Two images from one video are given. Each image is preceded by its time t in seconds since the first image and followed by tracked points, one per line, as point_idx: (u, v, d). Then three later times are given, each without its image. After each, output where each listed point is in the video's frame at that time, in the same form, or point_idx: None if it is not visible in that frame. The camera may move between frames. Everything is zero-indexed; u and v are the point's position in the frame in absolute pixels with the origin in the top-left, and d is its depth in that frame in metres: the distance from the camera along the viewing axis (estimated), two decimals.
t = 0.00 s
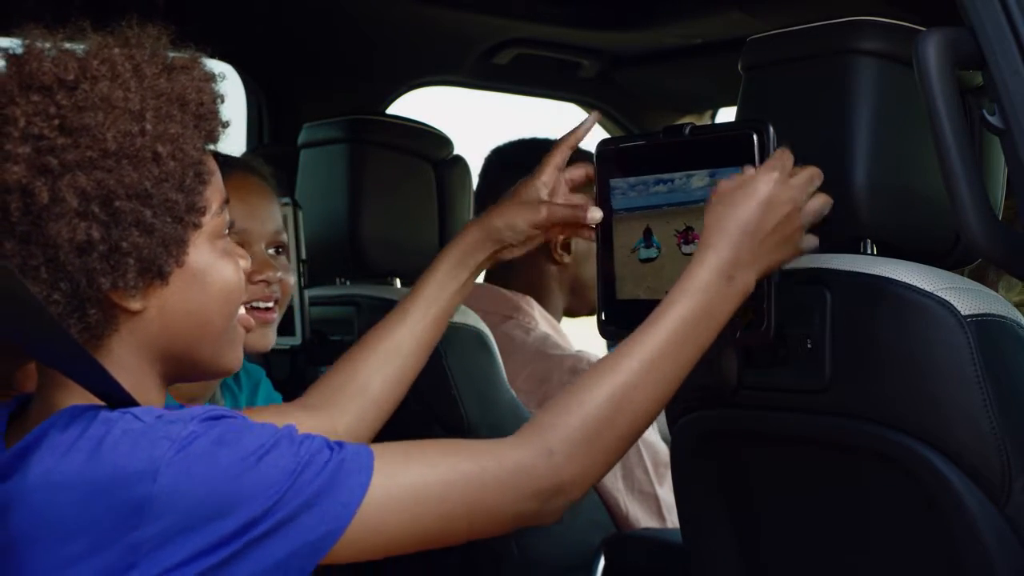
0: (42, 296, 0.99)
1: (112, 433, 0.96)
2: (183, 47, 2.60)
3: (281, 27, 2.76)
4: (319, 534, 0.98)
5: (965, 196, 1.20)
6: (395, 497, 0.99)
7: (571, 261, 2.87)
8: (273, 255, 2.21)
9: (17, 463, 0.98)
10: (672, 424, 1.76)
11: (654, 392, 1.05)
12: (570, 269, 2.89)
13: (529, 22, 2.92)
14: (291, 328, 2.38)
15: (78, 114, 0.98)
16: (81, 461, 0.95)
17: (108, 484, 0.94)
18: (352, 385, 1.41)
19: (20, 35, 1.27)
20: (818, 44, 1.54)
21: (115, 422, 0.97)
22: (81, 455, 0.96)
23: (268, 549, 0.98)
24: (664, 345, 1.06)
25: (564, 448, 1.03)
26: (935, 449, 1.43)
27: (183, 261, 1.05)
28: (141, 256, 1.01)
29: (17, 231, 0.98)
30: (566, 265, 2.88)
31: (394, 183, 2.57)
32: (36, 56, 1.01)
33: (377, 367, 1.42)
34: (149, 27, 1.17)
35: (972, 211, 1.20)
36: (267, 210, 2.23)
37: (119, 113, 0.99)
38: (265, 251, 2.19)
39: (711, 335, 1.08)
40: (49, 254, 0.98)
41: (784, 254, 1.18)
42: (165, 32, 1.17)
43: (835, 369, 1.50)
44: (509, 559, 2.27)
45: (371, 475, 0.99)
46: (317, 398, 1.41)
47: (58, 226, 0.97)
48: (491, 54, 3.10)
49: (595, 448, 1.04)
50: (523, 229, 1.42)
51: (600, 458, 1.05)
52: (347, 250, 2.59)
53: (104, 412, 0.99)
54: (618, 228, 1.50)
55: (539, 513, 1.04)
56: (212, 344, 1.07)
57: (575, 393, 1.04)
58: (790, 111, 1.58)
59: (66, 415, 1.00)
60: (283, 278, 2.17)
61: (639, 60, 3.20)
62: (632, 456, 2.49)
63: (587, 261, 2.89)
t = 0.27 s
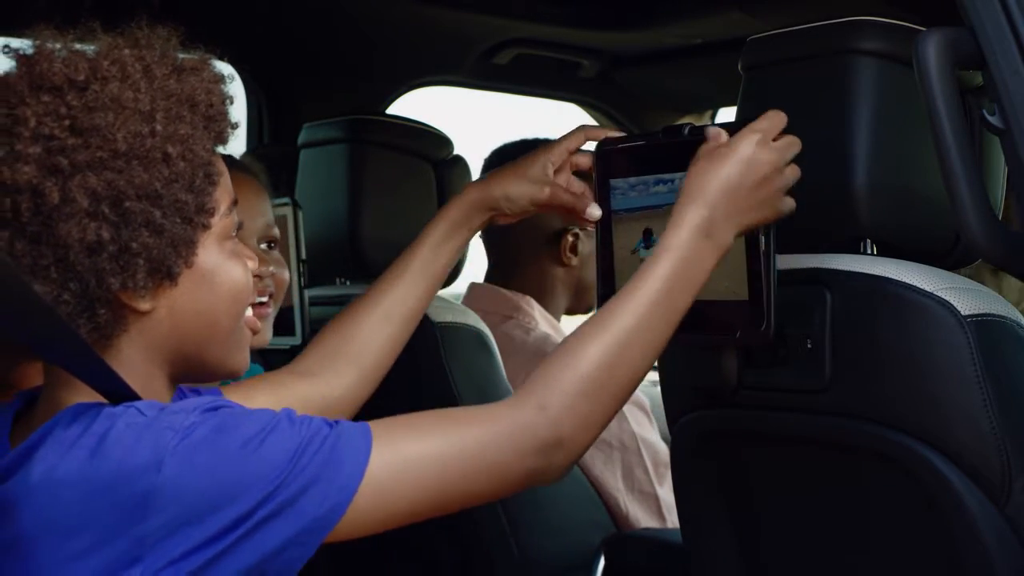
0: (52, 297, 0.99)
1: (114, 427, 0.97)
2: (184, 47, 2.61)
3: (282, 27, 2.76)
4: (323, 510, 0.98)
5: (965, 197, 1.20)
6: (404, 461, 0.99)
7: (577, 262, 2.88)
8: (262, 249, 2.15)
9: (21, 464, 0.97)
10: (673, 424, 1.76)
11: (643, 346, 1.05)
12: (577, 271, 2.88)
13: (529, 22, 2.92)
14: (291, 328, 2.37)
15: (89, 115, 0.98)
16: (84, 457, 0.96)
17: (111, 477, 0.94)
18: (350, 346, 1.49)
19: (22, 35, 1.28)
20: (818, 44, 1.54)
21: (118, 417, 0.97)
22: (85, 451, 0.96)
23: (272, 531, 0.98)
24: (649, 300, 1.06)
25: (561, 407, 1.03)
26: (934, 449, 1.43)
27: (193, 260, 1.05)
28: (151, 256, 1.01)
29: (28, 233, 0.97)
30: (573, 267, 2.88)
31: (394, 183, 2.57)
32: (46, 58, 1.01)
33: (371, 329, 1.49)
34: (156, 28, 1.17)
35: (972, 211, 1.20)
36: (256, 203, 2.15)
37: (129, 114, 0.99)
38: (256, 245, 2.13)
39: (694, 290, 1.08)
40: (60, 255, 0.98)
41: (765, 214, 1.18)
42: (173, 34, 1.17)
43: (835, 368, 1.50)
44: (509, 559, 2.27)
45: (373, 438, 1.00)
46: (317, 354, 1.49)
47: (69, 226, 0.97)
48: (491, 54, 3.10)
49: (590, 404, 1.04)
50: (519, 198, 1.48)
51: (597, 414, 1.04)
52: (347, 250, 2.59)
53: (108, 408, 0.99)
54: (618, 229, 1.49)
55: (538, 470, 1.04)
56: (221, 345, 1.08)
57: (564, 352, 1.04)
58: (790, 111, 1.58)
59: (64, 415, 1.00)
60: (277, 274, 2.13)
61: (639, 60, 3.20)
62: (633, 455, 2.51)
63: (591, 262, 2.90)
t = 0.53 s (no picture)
0: (53, 294, 0.99)
1: (114, 428, 0.97)
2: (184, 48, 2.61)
3: (282, 27, 2.76)
4: (324, 513, 0.97)
5: (965, 196, 1.20)
6: (406, 463, 0.99)
7: (579, 262, 2.89)
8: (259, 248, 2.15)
9: (22, 465, 0.98)
10: (673, 424, 1.76)
11: (638, 350, 1.05)
12: (577, 271, 2.89)
13: (528, 22, 2.92)
14: (291, 328, 2.35)
15: (93, 113, 0.98)
16: (84, 457, 0.96)
17: (111, 478, 0.95)
18: (360, 350, 1.47)
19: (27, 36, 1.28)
20: (817, 43, 1.54)
21: (120, 418, 0.98)
22: (87, 452, 0.96)
23: (273, 534, 0.97)
24: (639, 305, 1.06)
25: (559, 414, 1.03)
26: (934, 449, 1.43)
27: (195, 261, 1.05)
28: (153, 255, 1.01)
29: (29, 228, 0.98)
30: (574, 266, 2.89)
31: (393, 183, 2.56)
32: (51, 56, 1.01)
33: (383, 333, 1.47)
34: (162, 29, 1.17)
35: (972, 211, 1.20)
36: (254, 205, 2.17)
37: (132, 113, 0.99)
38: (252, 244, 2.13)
39: (687, 293, 1.08)
40: (60, 252, 0.98)
41: (759, 215, 1.18)
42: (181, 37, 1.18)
43: (835, 369, 1.50)
44: (509, 559, 2.26)
45: (374, 442, 1.00)
46: (328, 359, 1.47)
47: (70, 223, 0.97)
48: (491, 54, 3.10)
49: (589, 407, 1.04)
50: (517, 199, 1.48)
51: (595, 416, 1.05)
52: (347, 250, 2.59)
53: (108, 410, 1.00)
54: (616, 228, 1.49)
55: (541, 472, 1.04)
56: (221, 346, 1.07)
57: (560, 360, 1.04)
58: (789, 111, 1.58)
59: (64, 417, 1.01)
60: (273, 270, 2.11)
61: (639, 60, 3.20)
62: (632, 455, 2.52)
63: (592, 263, 2.91)
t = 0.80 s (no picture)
0: (55, 294, 0.99)
1: (113, 430, 0.97)
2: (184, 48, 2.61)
3: (282, 27, 2.76)
4: (324, 512, 0.97)
5: (965, 196, 1.20)
6: (406, 463, 0.99)
7: (579, 262, 2.89)
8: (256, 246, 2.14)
9: (23, 466, 0.98)
10: (673, 424, 1.76)
11: (638, 350, 1.05)
12: (577, 270, 2.89)
13: (528, 22, 2.92)
14: (291, 327, 2.35)
15: (98, 113, 0.98)
16: (83, 459, 0.96)
17: (110, 479, 0.95)
18: (370, 368, 1.41)
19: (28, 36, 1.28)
20: (818, 43, 1.54)
21: (119, 419, 0.98)
22: (87, 453, 0.96)
23: (272, 534, 0.97)
24: (639, 305, 1.06)
25: (558, 414, 1.03)
26: (934, 449, 1.43)
27: (196, 262, 1.05)
28: (156, 256, 1.01)
29: (32, 228, 0.97)
30: (573, 266, 2.89)
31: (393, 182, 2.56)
32: (56, 55, 1.01)
33: (395, 346, 1.42)
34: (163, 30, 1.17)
35: (972, 211, 1.20)
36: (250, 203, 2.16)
37: (136, 113, 0.99)
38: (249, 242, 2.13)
39: (686, 292, 1.08)
40: (64, 252, 0.98)
41: (757, 214, 1.18)
42: (184, 38, 1.18)
43: (835, 369, 1.50)
44: (509, 559, 2.26)
45: (374, 441, 1.00)
46: (335, 375, 1.42)
47: (74, 223, 0.97)
48: (491, 54, 3.10)
49: (588, 407, 1.04)
50: (534, 195, 1.48)
51: (594, 415, 1.05)
52: (347, 250, 2.59)
53: (108, 412, 0.99)
54: (620, 229, 1.50)
55: (540, 471, 1.04)
56: (223, 347, 1.07)
57: (559, 360, 1.04)
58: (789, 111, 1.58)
59: (64, 419, 1.01)
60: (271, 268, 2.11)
61: (639, 60, 3.20)
62: (633, 455, 2.52)
63: (592, 262, 2.91)
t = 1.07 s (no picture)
0: (46, 292, 0.99)
1: (107, 431, 0.97)
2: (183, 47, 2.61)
3: (282, 27, 2.76)
4: (318, 509, 0.97)
5: (965, 196, 1.20)
6: (400, 457, 0.99)
7: (578, 261, 2.89)
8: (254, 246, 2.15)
9: (18, 467, 0.98)
10: (673, 424, 1.76)
11: (634, 346, 1.05)
12: (577, 270, 2.89)
13: (528, 22, 2.92)
14: (291, 327, 2.35)
15: (88, 111, 0.98)
16: (77, 461, 0.96)
17: (104, 481, 0.94)
18: (370, 367, 1.41)
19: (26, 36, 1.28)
20: (817, 43, 1.54)
21: (114, 420, 0.98)
22: (82, 454, 0.96)
23: (268, 533, 0.97)
24: (638, 301, 1.05)
25: (553, 405, 1.03)
26: (933, 448, 1.43)
27: (188, 261, 1.05)
28: (146, 253, 1.01)
29: (23, 225, 0.98)
30: (573, 265, 2.89)
31: (393, 182, 2.56)
32: (47, 54, 1.01)
33: (394, 345, 1.42)
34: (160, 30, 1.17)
35: (972, 210, 1.20)
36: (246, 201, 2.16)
37: (127, 111, 0.99)
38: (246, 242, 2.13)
39: (684, 289, 1.08)
40: (54, 249, 0.98)
41: (756, 213, 1.17)
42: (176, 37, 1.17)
43: (835, 369, 1.50)
44: (509, 559, 2.26)
45: (368, 438, 1.00)
46: (334, 376, 1.42)
47: (64, 220, 0.97)
48: (491, 55, 3.10)
49: (583, 400, 1.04)
50: (536, 191, 1.47)
51: (588, 408, 1.05)
52: (347, 250, 2.60)
53: (102, 414, 0.99)
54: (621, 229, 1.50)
55: (534, 463, 1.04)
56: (215, 346, 1.07)
57: (557, 352, 1.04)
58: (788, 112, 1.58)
59: (58, 421, 1.01)
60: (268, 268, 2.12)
61: (639, 60, 3.20)
62: (632, 455, 2.52)
63: (592, 262, 2.91)
